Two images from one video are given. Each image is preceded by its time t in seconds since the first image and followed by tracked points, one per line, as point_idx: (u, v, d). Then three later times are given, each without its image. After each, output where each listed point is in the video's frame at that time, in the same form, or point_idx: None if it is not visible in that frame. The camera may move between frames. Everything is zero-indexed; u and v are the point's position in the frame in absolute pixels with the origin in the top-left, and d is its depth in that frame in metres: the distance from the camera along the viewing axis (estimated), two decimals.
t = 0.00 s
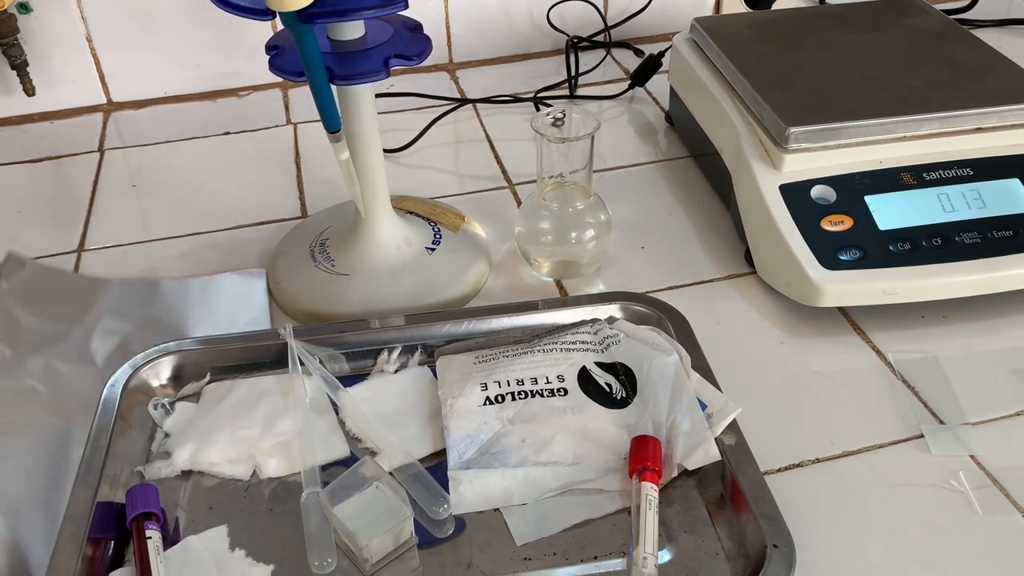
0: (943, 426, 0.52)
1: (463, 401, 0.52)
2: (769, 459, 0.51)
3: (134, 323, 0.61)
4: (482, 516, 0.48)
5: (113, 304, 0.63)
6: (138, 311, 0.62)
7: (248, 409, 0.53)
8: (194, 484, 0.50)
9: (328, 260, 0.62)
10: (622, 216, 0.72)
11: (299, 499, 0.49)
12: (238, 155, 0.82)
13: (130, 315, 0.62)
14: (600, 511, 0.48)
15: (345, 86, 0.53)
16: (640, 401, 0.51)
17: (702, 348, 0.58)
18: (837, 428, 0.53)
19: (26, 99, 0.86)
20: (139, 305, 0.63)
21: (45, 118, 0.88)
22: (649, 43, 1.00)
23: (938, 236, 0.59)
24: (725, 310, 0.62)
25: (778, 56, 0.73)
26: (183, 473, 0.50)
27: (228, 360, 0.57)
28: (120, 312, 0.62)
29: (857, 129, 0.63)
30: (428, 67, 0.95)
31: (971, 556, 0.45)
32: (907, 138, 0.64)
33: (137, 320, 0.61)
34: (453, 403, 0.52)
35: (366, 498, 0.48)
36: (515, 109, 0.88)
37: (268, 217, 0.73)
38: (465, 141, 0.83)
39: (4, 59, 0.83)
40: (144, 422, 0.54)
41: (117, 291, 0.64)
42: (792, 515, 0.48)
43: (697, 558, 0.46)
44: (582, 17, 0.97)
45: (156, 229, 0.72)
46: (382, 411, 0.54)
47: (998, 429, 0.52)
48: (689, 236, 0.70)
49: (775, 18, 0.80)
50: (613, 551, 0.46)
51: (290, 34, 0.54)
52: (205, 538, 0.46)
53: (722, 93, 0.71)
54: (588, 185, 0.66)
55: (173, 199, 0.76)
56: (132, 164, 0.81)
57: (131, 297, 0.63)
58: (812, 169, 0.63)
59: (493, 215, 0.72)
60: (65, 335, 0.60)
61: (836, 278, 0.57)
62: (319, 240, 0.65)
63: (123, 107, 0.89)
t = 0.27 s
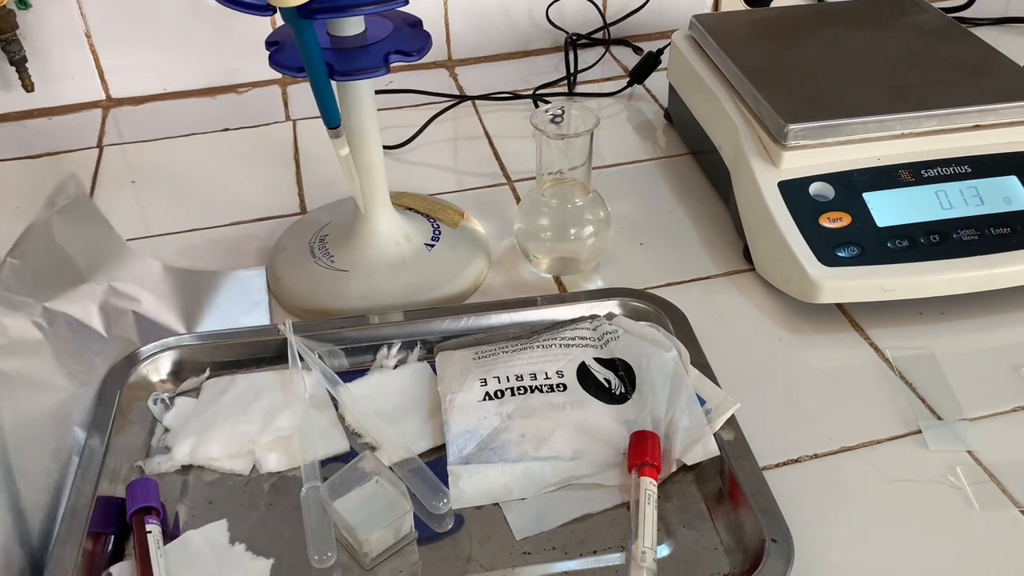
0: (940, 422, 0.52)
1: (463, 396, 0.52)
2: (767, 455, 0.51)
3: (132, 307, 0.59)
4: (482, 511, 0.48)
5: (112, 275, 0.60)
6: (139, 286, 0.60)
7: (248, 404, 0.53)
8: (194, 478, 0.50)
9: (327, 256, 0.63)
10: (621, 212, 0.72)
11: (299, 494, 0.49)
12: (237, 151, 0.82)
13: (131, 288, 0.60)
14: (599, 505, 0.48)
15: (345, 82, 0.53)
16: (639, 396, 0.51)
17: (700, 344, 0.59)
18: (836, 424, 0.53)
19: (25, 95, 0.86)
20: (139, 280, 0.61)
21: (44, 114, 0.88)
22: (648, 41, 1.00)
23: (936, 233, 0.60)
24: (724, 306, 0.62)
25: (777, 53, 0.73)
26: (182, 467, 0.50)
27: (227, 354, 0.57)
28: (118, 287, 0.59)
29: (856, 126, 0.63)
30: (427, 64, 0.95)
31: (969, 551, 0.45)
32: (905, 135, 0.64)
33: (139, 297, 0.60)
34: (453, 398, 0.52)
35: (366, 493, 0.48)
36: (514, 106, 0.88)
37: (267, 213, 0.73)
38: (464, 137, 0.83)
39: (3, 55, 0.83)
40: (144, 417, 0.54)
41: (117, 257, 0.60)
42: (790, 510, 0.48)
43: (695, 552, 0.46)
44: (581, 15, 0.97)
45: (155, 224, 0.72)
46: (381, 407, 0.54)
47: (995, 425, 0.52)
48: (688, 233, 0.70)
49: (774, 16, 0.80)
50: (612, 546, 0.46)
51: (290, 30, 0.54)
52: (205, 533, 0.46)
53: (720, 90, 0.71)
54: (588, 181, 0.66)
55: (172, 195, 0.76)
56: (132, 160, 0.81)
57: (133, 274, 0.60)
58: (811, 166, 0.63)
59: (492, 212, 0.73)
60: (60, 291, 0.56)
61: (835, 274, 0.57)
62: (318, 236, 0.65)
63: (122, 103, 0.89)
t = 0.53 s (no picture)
0: (937, 420, 0.53)
1: (463, 394, 0.52)
2: (765, 453, 0.51)
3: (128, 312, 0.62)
4: (481, 509, 0.48)
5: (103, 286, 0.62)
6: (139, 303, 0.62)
7: (248, 402, 0.53)
8: (195, 476, 0.50)
9: (327, 255, 0.63)
10: (620, 211, 0.73)
11: (299, 492, 0.49)
12: (236, 149, 0.82)
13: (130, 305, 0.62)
14: (599, 503, 0.48)
15: (344, 81, 0.53)
16: (638, 394, 0.52)
17: (699, 342, 0.59)
18: (833, 422, 0.53)
19: (24, 93, 0.86)
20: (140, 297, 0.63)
21: (42, 112, 0.87)
22: (645, 40, 1.00)
23: (933, 232, 0.60)
24: (722, 305, 0.63)
25: (775, 53, 0.73)
26: (183, 465, 0.51)
27: (228, 353, 0.57)
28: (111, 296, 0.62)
29: (853, 125, 0.63)
30: (426, 63, 0.95)
31: (965, 548, 0.46)
32: (902, 135, 0.64)
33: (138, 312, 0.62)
34: (452, 396, 0.52)
35: (366, 491, 0.48)
36: (512, 105, 0.88)
37: (266, 212, 0.73)
38: (462, 136, 0.83)
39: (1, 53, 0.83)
40: (144, 415, 0.54)
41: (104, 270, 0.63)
42: (788, 508, 0.48)
43: (694, 550, 0.46)
44: (580, 14, 0.97)
45: (154, 223, 0.72)
46: (381, 405, 0.54)
47: (991, 423, 0.52)
48: (686, 232, 0.70)
49: (772, 15, 0.80)
50: (611, 543, 0.46)
51: (290, 28, 0.54)
52: (205, 531, 0.46)
53: (718, 89, 0.71)
54: (586, 181, 0.66)
55: (171, 194, 0.76)
56: (131, 159, 0.81)
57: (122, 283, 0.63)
58: (808, 165, 0.64)
59: (491, 211, 0.73)
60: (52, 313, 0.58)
61: (833, 273, 0.57)
62: (317, 235, 0.65)
63: (120, 101, 0.89)
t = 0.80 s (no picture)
0: (937, 421, 0.53)
1: (464, 396, 0.52)
2: (766, 454, 0.52)
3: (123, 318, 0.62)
4: (484, 510, 0.48)
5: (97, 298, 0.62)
6: (141, 312, 0.62)
7: (251, 405, 0.54)
8: (198, 478, 0.50)
9: (328, 257, 0.63)
10: (620, 213, 0.73)
11: (302, 494, 0.49)
12: (237, 152, 0.82)
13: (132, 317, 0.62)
14: (601, 504, 0.48)
15: (346, 84, 0.53)
16: (639, 396, 0.52)
17: (699, 344, 0.59)
18: (833, 423, 0.53)
19: (25, 96, 0.86)
20: (141, 306, 0.63)
21: (44, 115, 0.88)
22: (645, 41, 1.00)
23: (932, 234, 0.60)
24: (723, 306, 0.63)
25: (774, 55, 0.73)
26: (186, 468, 0.51)
27: (230, 355, 0.57)
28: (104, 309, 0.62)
29: (853, 127, 0.63)
30: (426, 65, 0.96)
31: (965, 549, 0.46)
32: (902, 137, 0.64)
33: (140, 322, 0.62)
34: (454, 398, 0.52)
35: (369, 493, 0.48)
36: (513, 107, 0.88)
37: (268, 214, 0.73)
38: (463, 138, 0.84)
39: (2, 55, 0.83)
40: (147, 418, 0.54)
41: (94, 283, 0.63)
42: (789, 509, 0.48)
43: (696, 551, 0.46)
44: (580, 16, 0.97)
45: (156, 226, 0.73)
46: (383, 407, 0.54)
47: (991, 423, 0.53)
48: (686, 233, 0.70)
49: (771, 17, 0.81)
50: (613, 544, 0.46)
51: (291, 32, 0.55)
52: (209, 533, 0.47)
53: (718, 91, 0.72)
54: (587, 183, 0.66)
55: (172, 196, 0.76)
56: (132, 161, 0.81)
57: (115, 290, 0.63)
58: (808, 167, 0.64)
59: (492, 213, 0.73)
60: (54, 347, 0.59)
61: (833, 275, 0.58)
62: (319, 238, 0.65)
63: (122, 104, 0.89)
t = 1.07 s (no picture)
0: (941, 423, 0.53)
1: (469, 400, 0.52)
2: (770, 456, 0.52)
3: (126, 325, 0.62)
4: (488, 513, 0.49)
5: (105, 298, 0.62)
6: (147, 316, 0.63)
7: (256, 408, 0.54)
8: (204, 482, 0.51)
9: (333, 261, 0.63)
10: (623, 216, 0.73)
11: (308, 497, 0.49)
12: (242, 156, 0.82)
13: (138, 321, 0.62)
14: (605, 507, 0.48)
15: (350, 89, 0.53)
16: (643, 399, 0.52)
17: (703, 346, 0.59)
18: (837, 425, 0.53)
19: (30, 101, 0.87)
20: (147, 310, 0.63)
21: (49, 120, 0.88)
22: (648, 44, 1.01)
23: (935, 236, 0.60)
24: (726, 309, 0.63)
25: (777, 57, 0.73)
26: (192, 471, 0.51)
27: (236, 359, 0.58)
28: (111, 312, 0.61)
29: (856, 130, 0.64)
30: (430, 68, 0.96)
31: (969, 551, 0.46)
32: (905, 139, 0.64)
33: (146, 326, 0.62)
34: (459, 402, 0.52)
35: (374, 496, 0.48)
36: (516, 110, 0.89)
37: (272, 218, 0.73)
38: (466, 142, 0.84)
39: (8, 61, 0.83)
40: (153, 421, 0.54)
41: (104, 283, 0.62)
42: (793, 511, 0.48)
43: (700, 553, 0.47)
44: (582, 19, 0.98)
45: (161, 230, 0.73)
46: (388, 410, 0.55)
47: (995, 425, 0.53)
48: (690, 236, 0.70)
49: (774, 19, 0.81)
50: (618, 547, 0.47)
51: (296, 37, 0.55)
52: (215, 536, 0.47)
53: (721, 94, 0.72)
54: (591, 186, 0.66)
55: (177, 201, 0.77)
56: (137, 166, 0.82)
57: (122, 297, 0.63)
58: (811, 170, 0.64)
59: (496, 216, 0.73)
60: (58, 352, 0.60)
61: (836, 277, 0.58)
62: (323, 242, 0.65)
63: (126, 108, 0.90)
